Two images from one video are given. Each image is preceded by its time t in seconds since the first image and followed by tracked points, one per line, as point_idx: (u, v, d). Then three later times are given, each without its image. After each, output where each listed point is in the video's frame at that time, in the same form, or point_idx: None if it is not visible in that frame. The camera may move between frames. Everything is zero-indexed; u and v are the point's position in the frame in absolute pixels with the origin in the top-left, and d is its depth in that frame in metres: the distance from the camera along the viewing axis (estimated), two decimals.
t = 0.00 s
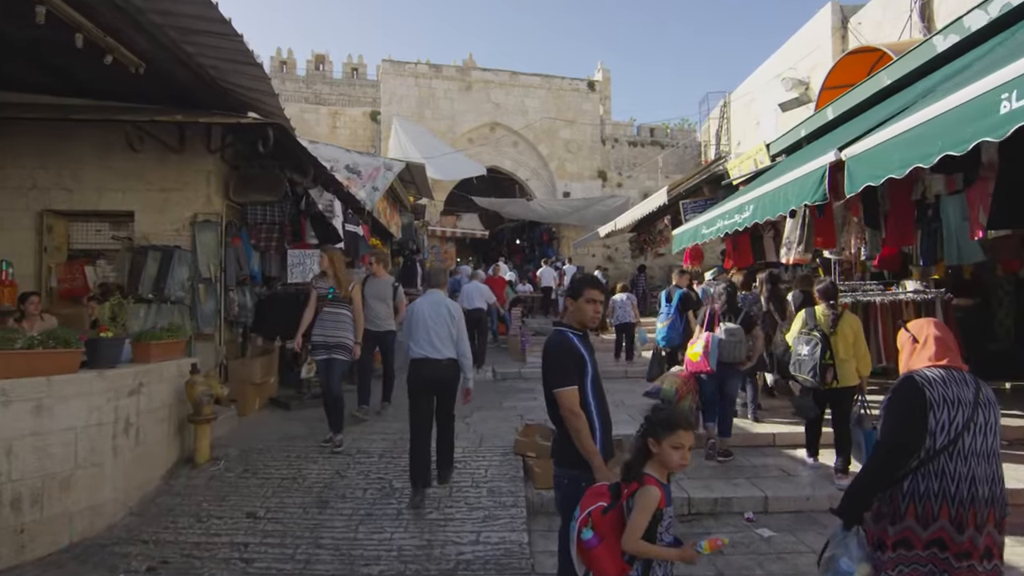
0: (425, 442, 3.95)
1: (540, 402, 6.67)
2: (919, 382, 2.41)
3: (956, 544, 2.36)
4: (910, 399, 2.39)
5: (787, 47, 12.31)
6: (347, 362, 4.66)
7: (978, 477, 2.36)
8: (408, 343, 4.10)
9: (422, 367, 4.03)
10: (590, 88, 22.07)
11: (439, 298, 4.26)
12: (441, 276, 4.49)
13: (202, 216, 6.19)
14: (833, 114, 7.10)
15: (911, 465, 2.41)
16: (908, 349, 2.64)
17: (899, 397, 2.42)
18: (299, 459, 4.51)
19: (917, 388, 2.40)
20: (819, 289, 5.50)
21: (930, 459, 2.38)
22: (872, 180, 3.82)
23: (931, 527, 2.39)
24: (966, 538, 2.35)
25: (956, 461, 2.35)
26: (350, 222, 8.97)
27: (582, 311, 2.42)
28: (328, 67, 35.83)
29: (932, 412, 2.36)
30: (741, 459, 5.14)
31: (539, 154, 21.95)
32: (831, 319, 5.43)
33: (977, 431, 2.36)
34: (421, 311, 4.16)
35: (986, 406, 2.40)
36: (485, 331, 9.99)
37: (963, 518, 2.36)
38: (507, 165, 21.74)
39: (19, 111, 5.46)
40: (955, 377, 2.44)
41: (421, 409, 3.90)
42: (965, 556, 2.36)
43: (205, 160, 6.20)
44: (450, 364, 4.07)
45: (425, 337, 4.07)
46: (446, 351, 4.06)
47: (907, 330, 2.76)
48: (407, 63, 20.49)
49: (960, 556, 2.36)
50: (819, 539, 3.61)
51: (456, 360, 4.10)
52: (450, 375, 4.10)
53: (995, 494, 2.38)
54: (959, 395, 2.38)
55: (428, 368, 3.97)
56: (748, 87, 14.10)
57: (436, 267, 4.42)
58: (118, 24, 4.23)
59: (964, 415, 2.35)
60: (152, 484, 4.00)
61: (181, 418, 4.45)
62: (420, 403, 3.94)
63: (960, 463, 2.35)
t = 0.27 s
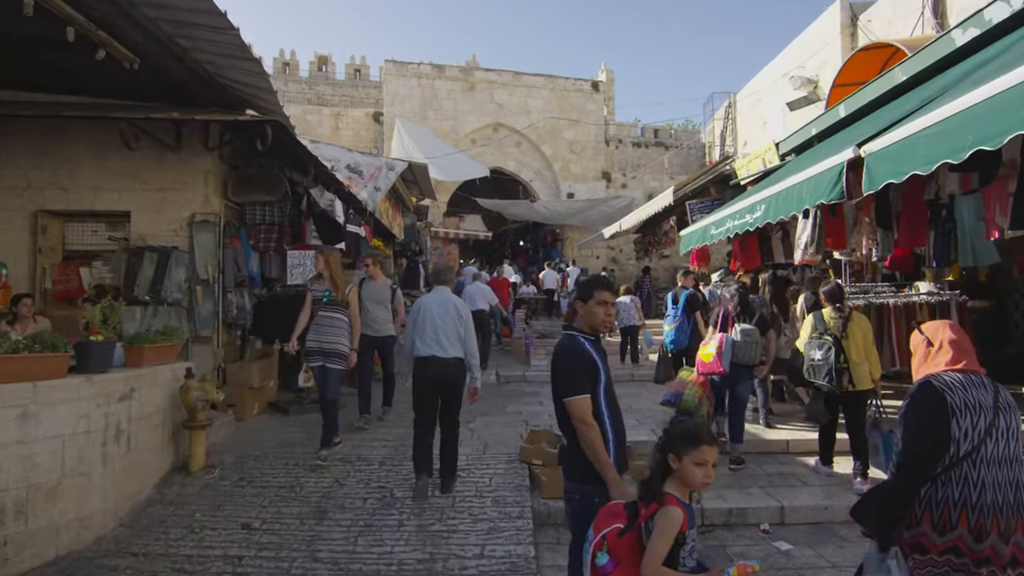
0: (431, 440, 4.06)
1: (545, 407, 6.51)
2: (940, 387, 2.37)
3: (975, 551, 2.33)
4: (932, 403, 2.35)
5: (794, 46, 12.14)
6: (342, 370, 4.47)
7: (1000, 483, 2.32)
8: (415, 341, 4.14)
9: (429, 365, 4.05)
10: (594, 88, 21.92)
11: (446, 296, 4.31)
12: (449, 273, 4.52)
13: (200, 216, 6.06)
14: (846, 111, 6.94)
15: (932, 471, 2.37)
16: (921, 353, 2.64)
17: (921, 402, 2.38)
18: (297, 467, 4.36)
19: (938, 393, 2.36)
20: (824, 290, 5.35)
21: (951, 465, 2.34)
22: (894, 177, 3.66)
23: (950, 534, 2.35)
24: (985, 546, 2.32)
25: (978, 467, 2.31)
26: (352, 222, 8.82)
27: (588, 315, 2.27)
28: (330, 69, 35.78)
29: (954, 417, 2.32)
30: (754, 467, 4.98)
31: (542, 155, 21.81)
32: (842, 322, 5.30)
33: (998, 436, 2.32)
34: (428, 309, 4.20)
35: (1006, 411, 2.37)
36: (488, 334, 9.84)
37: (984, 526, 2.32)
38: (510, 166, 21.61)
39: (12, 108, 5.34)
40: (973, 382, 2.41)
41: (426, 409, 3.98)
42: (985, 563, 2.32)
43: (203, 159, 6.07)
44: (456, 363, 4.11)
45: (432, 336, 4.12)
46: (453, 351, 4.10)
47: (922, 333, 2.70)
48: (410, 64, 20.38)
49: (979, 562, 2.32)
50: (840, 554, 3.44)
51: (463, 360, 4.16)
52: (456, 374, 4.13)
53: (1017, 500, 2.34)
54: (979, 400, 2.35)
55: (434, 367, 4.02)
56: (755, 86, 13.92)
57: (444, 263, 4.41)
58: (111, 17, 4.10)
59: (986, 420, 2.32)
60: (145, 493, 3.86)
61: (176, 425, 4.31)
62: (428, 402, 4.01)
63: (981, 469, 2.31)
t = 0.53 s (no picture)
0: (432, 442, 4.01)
1: (548, 412, 6.35)
2: (948, 398, 2.23)
3: (991, 569, 2.15)
4: (942, 415, 2.21)
5: (800, 44, 11.98)
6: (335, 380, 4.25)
7: (1019, 497, 2.14)
8: (418, 341, 4.11)
9: (431, 366, 4.00)
10: (597, 89, 21.79)
11: (451, 297, 4.28)
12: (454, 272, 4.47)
13: (196, 216, 5.92)
14: (857, 109, 6.78)
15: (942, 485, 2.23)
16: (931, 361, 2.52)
17: (928, 414, 2.24)
18: (294, 476, 4.20)
19: (946, 403, 2.22)
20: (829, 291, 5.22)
21: (964, 479, 2.19)
22: (918, 172, 3.50)
23: (964, 550, 2.19)
24: (1002, 563, 2.14)
25: (991, 481, 2.15)
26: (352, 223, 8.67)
27: (601, 318, 2.10)
28: (332, 70, 35.72)
29: (964, 429, 2.17)
30: (767, 474, 4.81)
31: (545, 156, 21.67)
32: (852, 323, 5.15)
33: (1015, 448, 2.15)
34: (433, 309, 4.16)
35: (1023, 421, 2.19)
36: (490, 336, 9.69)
37: (1001, 542, 2.14)
38: (512, 167, 21.47)
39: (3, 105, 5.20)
40: (987, 392, 2.26)
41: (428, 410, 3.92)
42: None
43: (199, 158, 5.92)
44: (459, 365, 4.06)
45: (437, 336, 4.09)
46: (457, 352, 4.07)
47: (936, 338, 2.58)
48: (411, 64, 20.27)
49: None
50: (862, 569, 3.27)
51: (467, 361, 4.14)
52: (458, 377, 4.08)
53: None
54: (992, 411, 2.19)
55: (439, 367, 3.99)
56: (760, 86, 13.76)
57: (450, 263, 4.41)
58: (101, 9, 3.96)
59: (1000, 432, 2.16)
60: (134, 503, 3.71)
61: (168, 431, 4.16)
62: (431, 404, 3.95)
63: (996, 482, 2.14)
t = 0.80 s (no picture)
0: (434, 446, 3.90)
1: (552, 417, 6.18)
2: (957, 410, 2.25)
3: None
4: (949, 426, 2.23)
5: (805, 43, 11.83)
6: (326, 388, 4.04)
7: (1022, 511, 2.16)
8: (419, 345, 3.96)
9: (435, 371, 3.87)
10: (599, 90, 21.66)
11: (455, 299, 4.14)
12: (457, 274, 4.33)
13: (190, 215, 5.77)
14: (869, 106, 6.62)
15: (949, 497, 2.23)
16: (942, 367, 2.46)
17: (936, 426, 2.26)
18: (288, 485, 4.03)
19: (955, 416, 2.24)
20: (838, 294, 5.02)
21: (970, 491, 2.20)
22: (946, 168, 3.33)
23: (966, 562, 2.19)
24: None
25: (997, 495, 2.17)
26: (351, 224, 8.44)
27: (616, 321, 1.93)
28: (333, 72, 35.61)
29: (972, 442, 2.19)
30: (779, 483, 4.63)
31: (546, 157, 21.52)
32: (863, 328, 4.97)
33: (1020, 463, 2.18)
34: (437, 312, 4.02)
35: None
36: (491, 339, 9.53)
37: (1006, 556, 2.15)
38: (514, 169, 21.33)
39: None
40: (996, 404, 2.28)
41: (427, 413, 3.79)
42: None
43: (193, 157, 5.77)
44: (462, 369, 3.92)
45: (440, 340, 3.95)
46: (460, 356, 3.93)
47: (946, 344, 2.55)
48: (413, 65, 20.15)
49: None
50: None
51: (469, 366, 4.01)
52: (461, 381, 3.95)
53: None
54: (1000, 424, 2.21)
55: (441, 372, 3.85)
56: (765, 86, 13.60)
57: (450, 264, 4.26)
58: None
59: (1008, 445, 2.18)
60: (119, 514, 3.54)
61: (156, 439, 3.99)
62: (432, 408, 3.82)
63: (1000, 496, 2.16)
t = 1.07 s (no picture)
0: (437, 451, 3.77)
1: (555, 423, 6.01)
2: (968, 415, 2.17)
3: None
4: (960, 431, 2.16)
5: (812, 43, 11.63)
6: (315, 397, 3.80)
7: None
8: (421, 351, 3.84)
9: (438, 377, 3.78)
10: (601, 92, 21.54)
11: (455, 303, 4.03)
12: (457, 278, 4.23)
13: (184, 215, 5.61)
14: (880, 105, 6.46)
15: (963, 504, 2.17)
16: (955, 367, 2.45)
17: (948, 432, 2.17)
18: (283, 496, 3.86)
19: (967, 422, 2.16)
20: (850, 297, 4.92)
21: (981, 496, 2.15)
22: (974, 164, 3.18)
23: (974, 566, 2.17)
24: None
25: (1007, 498, 2.14)
26: (350, 225, 8.20)
27: (627, 325, 1.78)
28: (334, 74, 35.52)
29: (985, 447, 2.12)
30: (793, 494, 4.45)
31: (548, 159, 21.38)
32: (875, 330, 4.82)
33: None
34: (437, 316, 3.92)
35: None
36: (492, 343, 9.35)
37: (1014, 560, 2.15)
38: (515, 171, 21.19)
39: None
40: (1006, 405, 2.23)
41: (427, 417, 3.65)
42: None
43: (188, 155, 5.62)
44: (466, 374, 3.86)
45: (441, 345, 3.85)
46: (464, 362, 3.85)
47: (959, 342, 2.55)
48: (414, 67, 20.03)
49: None
50: None
51: (469, 372, 3.90)
52: (462, 385, 3.87)
53: None
54: (1011, 427, 2.15)
55: (442, 378, 3.74)
56: (769, 86, 13.43)
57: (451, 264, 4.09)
58: None
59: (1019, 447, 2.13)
60: (103, 528, 3.37)
61: (144, 447, 3.82)
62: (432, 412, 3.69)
63: (1010, 499, 2.14)
